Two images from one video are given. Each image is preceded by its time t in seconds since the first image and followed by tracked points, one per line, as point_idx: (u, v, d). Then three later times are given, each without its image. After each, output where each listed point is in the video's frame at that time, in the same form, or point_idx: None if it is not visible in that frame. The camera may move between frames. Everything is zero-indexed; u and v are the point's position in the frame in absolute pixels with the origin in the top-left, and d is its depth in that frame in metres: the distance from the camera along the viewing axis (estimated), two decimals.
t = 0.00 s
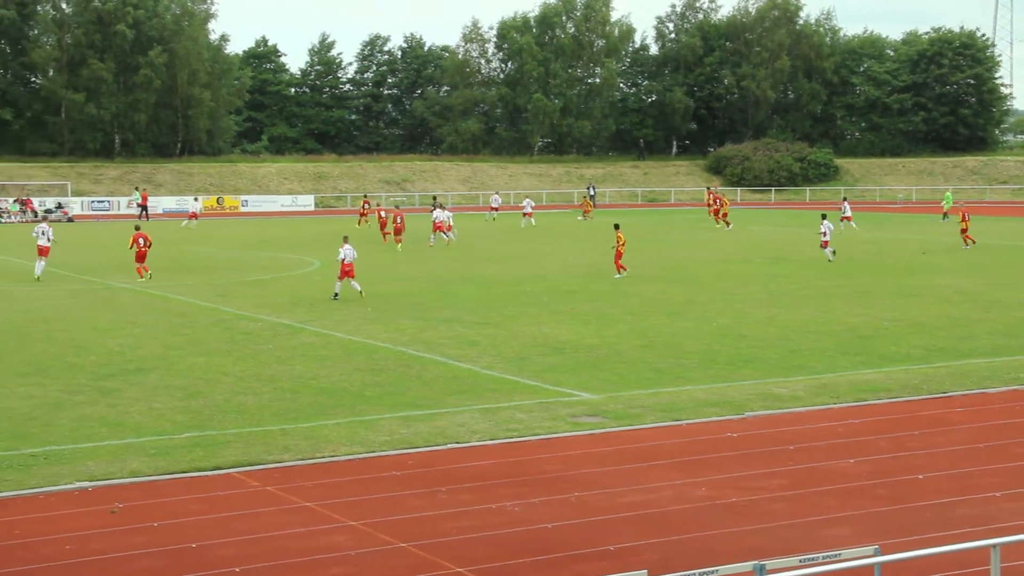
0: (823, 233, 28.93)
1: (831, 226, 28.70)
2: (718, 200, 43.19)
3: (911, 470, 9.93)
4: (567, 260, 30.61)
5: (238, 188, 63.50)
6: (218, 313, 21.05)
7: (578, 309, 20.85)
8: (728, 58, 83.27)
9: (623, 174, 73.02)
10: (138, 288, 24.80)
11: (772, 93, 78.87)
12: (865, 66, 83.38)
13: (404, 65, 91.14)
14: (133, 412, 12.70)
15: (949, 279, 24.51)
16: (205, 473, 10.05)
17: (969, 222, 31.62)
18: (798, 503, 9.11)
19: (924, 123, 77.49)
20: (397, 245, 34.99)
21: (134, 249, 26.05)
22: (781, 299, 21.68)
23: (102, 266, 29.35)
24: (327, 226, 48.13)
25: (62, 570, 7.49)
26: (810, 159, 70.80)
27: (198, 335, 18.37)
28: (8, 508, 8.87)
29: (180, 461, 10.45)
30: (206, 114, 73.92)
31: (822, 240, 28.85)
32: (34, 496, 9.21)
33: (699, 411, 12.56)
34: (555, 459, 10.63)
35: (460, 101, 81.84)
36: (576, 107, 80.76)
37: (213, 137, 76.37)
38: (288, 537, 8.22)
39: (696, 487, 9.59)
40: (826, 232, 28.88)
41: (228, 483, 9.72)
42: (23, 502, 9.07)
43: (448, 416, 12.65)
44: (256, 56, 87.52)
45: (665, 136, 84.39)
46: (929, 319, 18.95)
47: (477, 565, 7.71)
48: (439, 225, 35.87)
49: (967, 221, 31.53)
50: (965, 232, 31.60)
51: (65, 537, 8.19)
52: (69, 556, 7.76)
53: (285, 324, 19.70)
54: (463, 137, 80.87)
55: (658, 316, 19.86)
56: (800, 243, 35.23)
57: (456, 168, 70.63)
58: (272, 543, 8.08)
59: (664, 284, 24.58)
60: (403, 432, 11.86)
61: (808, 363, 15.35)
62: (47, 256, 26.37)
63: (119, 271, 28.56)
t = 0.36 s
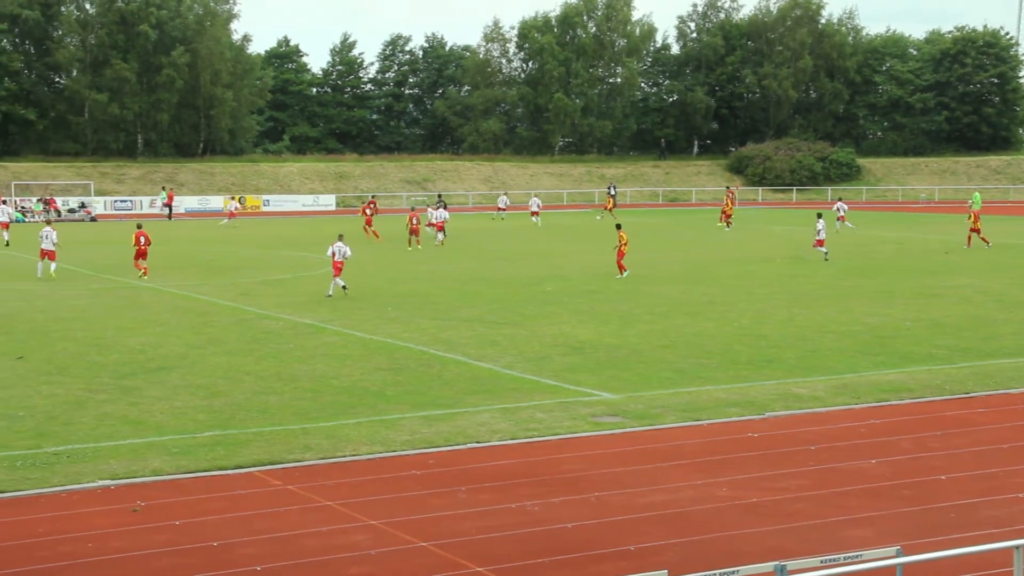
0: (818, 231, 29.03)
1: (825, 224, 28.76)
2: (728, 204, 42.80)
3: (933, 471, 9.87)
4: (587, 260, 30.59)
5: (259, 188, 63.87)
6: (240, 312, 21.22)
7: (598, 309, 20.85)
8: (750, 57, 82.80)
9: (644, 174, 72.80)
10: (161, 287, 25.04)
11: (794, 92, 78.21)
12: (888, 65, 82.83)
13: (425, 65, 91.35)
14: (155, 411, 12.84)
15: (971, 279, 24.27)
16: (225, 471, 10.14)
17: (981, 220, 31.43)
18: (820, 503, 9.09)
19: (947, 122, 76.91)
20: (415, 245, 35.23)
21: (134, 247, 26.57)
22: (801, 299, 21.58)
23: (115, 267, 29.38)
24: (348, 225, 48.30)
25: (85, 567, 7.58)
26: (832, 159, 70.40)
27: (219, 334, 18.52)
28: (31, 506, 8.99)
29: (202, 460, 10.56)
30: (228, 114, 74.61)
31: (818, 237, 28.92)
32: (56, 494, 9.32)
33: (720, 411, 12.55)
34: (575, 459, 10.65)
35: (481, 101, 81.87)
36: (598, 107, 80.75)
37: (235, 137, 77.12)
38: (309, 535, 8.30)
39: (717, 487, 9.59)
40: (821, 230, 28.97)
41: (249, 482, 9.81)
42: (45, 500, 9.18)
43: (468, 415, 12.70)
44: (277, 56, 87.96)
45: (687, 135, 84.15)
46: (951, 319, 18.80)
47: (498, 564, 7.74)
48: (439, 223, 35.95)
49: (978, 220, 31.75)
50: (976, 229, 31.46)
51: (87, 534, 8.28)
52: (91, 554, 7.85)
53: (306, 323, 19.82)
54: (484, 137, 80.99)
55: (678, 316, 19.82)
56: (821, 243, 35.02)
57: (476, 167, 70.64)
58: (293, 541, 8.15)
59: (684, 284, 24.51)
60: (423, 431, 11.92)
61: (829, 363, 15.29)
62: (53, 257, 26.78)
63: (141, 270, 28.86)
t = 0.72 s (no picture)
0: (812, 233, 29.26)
1: (820, 224, 28.97)
2: (740, 199, 42.63)
3: (954, 472, 9.82)
4: (606, 259, 30.57)
5: (279, 187, 64.19)
6: (260, 311, 21.36)
7: (618, 308, 20.83)
8: (770, 56, 82.24)
9: (664, 173, 72.60)
10: (181, 286, 25.23)
11: (814, 91, 77.53)
12: (910, 65, 82.23)
13: (445, 65, 91.54)
14: (176, 409, 12.95)
15: (993, 279, 24.09)
16: (246, 470, 10.22)
17: (992, 220, 31.20)
18: (840, 504, 9.05)
19: (968, 121, 76.52)
20: (433, 244, 35.46)
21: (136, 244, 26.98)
22: (822, 299, 21.48)
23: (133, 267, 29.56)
24: (367, 224, 48.48)
25: (107, 565, 7.66)
26: (853, 158, 70.05)
27: (239, 333, 18.64)
28: (54, 504, 9.10)
29: (223, 459, 10.65)
30: (248, 113, 75.20)
31: (811, 238, 29.14)
32: (79, 492, 9.43)
33: (740, 411, 12.52)
34: (593, 459, 10.66)
35: (500, 100, 81.99)
36: (617, 106, 80.61)
37: (255, 137, 77.69)
38: (328, 535, 8.34)
39: (736, 487, 9.58)
40: (816, 230, 29.16)
41: (270, 481, 9.88)
42: (67, 497, 9.28)
43: (487, 415, 12.74)
44: (297, 55, 88.31)
45: (706, 135, 83.95)
46: (973, 319, 18.68)
47: (517, 564, 7.77)
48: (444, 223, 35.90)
49: (988, 216, 31.32)
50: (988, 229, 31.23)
51: (108, 532, 8.36)
52: (113, 552, 7.93)
53: (325, 322, 19.91)
54: (503, 136, 81.06)
55: (698, 316, 19.78)
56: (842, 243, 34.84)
57: (496, 167, 70.69)
58: (313, 540, 8.20)
59: (703, 283, 24.45)
60: (442, 430, 11.96)
61: (850, 363, 15.23)
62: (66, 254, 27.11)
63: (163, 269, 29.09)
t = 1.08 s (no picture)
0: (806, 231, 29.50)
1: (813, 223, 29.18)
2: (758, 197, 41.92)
3: (974, 472, 9.77)
4: (625, 258, 30.53)
5: (298, 186, 64.52)
6: (279, 310, 21.48)
7: (636, 308, 20.81)
8: (790, 55, 81.83)
9: (682, 172, 72.42)
10: (201, 285, 25.40)
11: (834, 90, 77.12)
12: (930, 63, 81.75)
13: (464, 64, 91.72)
14: (195, 408, 13.04)
15: (1015, 279, 23.87)
16: (265, 468, 10.30)
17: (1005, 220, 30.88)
18: (859, 505, 9.02)
19: (989, 120, 76.13)
20: (452, 244, 35.52)
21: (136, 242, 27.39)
22: (842, 298, 21.36)
23: (134, 267, 29.44)
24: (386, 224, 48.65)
25: (127, 564, 7.73)
26: (872, 157, 69.66)
27: (258, 332, 18.76)
28: (74, 501, 9.18)
29: (241, 457, 10.72)
30: (268, 113, 75.80)
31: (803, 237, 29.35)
32: (99, 490, 9.52)
33: (758, 411, 12.48)
34: (612, 458, 10.67)
35: (519, 100, 82.04)
36: (636, 105, 80.43)
37: (274, 136, 78.24)
38: (347, 533, 8.40)
39: (755, 487, 9.56)
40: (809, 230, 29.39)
41: (288, 479, 9.94)
42: (88, 495, 9.38)
43: (505, 414, 12.77)
44: (316, 55, 88.64)
45: (725, 134, 83.70)
46: (995, 319, 18.53)
47: (535, 563, 7.79)
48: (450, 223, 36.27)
49: (1002, 219, 30.95)
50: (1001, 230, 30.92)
51: (128, 531, 8.44)
52: (134, 549, 8.02)
53: (344, 321, 20.01)
54: (522, 136, 81.15)
55: (716, 315, 19.73)
56: (861, 242, 34.63)
57: (514, 167, 70.74)
58: (332, 539, 8.25)
59: (722, 283, 24.37)
60: (460, 430, 12.00)
61: (869, 363, 15.15)
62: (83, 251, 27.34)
63: (183, 268, 29.32)
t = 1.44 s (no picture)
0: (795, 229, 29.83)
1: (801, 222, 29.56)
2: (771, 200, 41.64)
3: (991, 472, 9.74)
4: (641, 258, 30.51)
5: (315, 185, 64.81)
6: (296, 309, 21.60)
7: (653, 307, 20.80)
8: (807, 54, 81.46)
9: (699, 171, 72.28)
10: (219, 284, 25.58)
11: (851, 89, 76.71)
12: (948, 62, 81.31)
13: (480, 64, 91.82)
14: (212, 407, 13.14)
15: None
16: (281, 467, 10.37)
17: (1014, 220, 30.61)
18: (875, 505, 9.01)
19: (1007, 120, 75.85)
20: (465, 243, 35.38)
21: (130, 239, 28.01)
22: (858, 298, 21.27)
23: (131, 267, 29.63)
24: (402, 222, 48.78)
25: (144, 562, 7.81)
26: (889, 156, 69.33)
27: (274, 331, 18.86)
28: (92, 499, 9.29)
29: (257, 456, 10.82)
30: (285, 112, 76.37)
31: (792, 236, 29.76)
32: (117, 488, 9.62)
33: (775, 410, 12.47)
34: (628, 457, 10.70)
35: (535, 99, 81.98)
36: (652, 105, 80.22)
37: (291, 135, 78.84)
38: (362, 533, 8.45)
39: (771, 487, 9.56)
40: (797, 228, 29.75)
41: (305, 478, 10.02)
42: (105, 493, 9.47)
43: (521, 413, 12.81)
44: (332, 54, 88.89)
45: (742, 133, 83.42)
46: (1013, 319, 18.41)
47: (550, 562, 7.83)
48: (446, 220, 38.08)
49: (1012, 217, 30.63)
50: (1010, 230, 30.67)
51: (145, 529, 8.52)
52: (151, 547, 8.11)
53: (360, 320, 20.09)
54: (538, 135, 81.20)
55: (733, 314, 19.69)
56: (879, 241, 34.43)
57: (531, 165, 70.78)
58: (348, 538, 8.31)
59: (739, 282, 24.33)
60: (476, 428, 12.03)
61: (886, 362, 15.10)
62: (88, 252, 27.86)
63: (200, 267, 29.51)
